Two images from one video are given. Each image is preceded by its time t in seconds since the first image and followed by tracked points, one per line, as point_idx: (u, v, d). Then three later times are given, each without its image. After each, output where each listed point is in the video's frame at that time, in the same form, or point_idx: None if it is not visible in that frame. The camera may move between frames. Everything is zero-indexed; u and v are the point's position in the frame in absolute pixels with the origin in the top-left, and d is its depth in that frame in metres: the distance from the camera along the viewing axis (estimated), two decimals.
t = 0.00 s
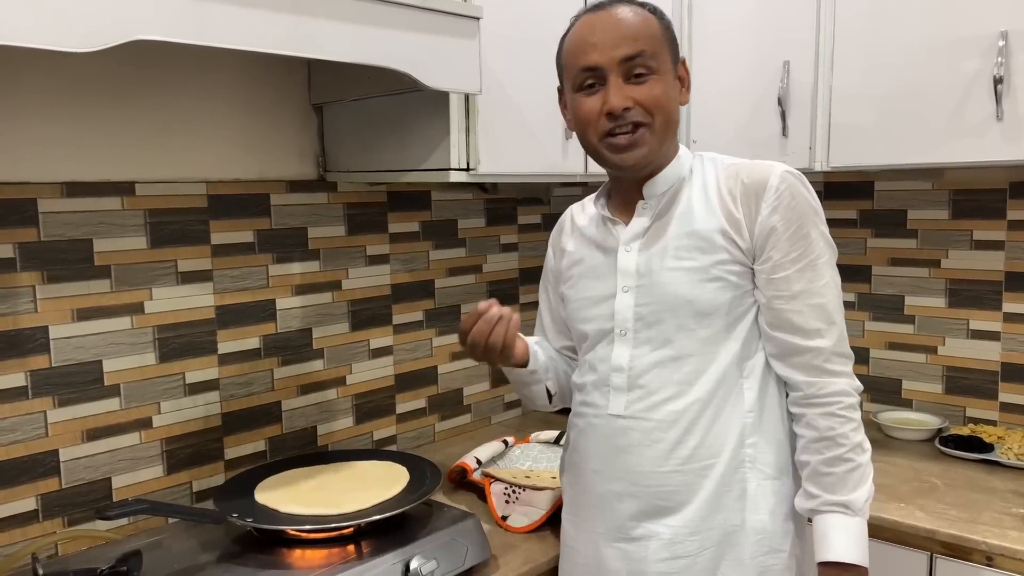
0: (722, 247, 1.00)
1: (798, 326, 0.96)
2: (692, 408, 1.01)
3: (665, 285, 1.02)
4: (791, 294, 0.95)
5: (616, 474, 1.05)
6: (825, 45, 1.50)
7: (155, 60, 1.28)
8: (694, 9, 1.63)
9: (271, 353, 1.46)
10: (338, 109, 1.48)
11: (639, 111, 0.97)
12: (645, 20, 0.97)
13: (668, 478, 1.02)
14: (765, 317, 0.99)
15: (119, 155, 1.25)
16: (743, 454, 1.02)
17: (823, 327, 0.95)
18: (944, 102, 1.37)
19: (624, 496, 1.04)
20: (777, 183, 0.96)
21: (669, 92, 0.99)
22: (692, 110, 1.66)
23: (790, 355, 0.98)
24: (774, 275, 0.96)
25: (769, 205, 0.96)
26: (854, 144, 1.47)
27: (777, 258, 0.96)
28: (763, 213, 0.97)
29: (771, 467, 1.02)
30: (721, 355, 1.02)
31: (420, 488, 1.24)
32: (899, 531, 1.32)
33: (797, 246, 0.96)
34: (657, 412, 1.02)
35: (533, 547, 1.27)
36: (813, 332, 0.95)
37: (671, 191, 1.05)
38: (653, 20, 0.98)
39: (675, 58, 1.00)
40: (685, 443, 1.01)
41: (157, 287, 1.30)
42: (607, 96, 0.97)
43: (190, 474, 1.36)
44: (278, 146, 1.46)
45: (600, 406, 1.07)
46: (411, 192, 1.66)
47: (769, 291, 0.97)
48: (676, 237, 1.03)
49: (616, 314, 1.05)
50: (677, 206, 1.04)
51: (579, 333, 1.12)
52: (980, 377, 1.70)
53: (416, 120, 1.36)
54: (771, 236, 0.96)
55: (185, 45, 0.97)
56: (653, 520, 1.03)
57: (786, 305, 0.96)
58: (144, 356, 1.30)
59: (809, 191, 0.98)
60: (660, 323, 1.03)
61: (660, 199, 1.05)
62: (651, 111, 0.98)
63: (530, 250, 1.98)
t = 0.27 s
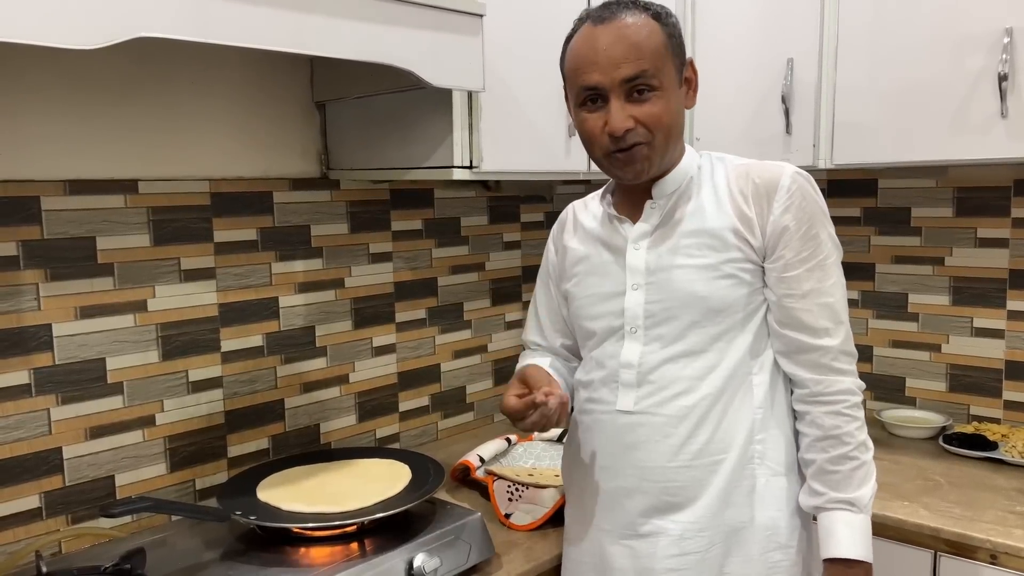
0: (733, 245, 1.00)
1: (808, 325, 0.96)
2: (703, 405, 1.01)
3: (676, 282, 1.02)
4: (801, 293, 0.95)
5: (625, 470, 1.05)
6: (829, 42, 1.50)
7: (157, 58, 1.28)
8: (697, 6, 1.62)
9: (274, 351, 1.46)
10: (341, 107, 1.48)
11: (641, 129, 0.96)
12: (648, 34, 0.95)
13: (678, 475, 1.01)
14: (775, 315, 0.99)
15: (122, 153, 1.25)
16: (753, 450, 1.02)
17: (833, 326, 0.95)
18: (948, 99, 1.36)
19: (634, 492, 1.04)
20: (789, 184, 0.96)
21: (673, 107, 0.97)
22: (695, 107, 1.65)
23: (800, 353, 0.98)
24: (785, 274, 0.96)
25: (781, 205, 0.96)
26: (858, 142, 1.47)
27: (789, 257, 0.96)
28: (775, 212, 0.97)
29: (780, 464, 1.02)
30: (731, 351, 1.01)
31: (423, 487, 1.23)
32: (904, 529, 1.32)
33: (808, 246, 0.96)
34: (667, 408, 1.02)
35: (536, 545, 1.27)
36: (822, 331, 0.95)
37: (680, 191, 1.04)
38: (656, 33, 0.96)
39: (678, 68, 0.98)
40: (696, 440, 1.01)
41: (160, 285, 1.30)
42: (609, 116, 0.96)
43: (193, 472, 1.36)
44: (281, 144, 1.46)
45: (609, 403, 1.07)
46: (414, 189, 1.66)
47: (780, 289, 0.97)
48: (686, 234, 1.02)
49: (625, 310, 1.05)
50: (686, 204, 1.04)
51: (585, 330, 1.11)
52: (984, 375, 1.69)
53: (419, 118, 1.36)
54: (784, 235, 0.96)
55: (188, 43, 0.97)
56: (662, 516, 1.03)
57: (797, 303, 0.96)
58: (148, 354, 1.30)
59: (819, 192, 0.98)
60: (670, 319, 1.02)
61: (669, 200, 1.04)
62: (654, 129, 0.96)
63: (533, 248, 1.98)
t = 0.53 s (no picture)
0: (737, 244, 1.00)
1: (815, 323, 0.96)
2: (706, 404, 1.01)
3: (679, 281, 1.01)
4: (808, 292, 0.95)
5: (629, 470, 1.05)
6: (831, 40, 1.49)
7: (160, 56, 1.28)
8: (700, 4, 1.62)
9: (276, 349, 1.46)
10: (343, 105, 1.48)
11: (639, 130, 0.96)
12: (643, 34, 0.95)
13: (683, 474, 1.01)
14: (779, 314, 0.99)
15: (125, 152, 1.25)
16: (756, 449, 1.02)
17: (838, 324, 0.96)
18: (951, 97, 1.36)
19: (638, 492, 1.04)
20: (791, 182, 0.96)
21: (670, 106, 0.97)
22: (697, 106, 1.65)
23: (805, 352, 0.98)
24: (790, 273, 0.96)
25: (784, 203, 0.96)
26: (861, 140, 1.47)
27: (794, 256, 0.96)
28: (778, 211, 0.97)
29: (783, 463, 1.02)
30: (735, 351, 1.01)
31: (425, 485, 1.23)
32: (906, 528, 1.32)
33: (812, 244, 0.96)
34: (670, 408, 1.02)
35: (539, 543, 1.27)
36: (828, 329, 0.96)
37: (681, 190, 1.04)
38: (650, 32, 0.95)
39: (674, 66, 0.98)
40: (699, 439, 1.01)
41: (162, 283, 1.30)
42: (607, 118, 0.96)
43: (196, 470, 1.36)
44: (283, 142, 1.46)
45: (612, 403, 1.07)
46: (416, 188, 1.66)
47: (785, 288, 0.97)
48: (689, 234, 1.02)
49: (628, 310, 1.04)
50: (688, 203, 1.03)
51: (588, 330, 1.11)
52: (987, 373, 1.69)
53: (421, 116, 1.36)
54: (788, 234, 0.96)
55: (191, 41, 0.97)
56: (667, 516, 1.02)
57: (803, 302, 0.96)
58: (151, 351, 1.30)
59: (820, 189, 0.98)
60: (673, 319, 1.02)
61: (670, 199, 1.04)
62: (652, 129, 0.96)
63: (535, 246, 1.98)
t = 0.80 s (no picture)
0: (735, 244, 0.99)
1: (813, 324, 0.95)
2: (704, 404, 1.00)
3: (678, 281, 1.01)
4: (806, 292, 0.95)
5: (626, 470, 1.04)
6: (833, 38, 1.49)
7: (162, 54, 1.28)
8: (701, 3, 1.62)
9: (277, 348, 1.46)
10: (344, 104, 1.47)
11: (633, 125, 0.96)
12: (642, 28, 0.94)
13: (679, 474, 1.01)
14: (778, 314, 0.99)
15: (127, 150, 1.25)
16: (754, 450, 1.01)
17: (836, 325, 0.95)
18: (954, 95, 1.35)
19: (634, 492, 1.04)
20: (791, 182, 0.96)
21: (666, 102, 0.96)
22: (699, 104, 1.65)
23: (803, 352, 0.97)
24: (789, 273, 0.96)
25: (783, 204, 0.96)
26: (863, 138, 1.46)
27: (792, 256, 0.96)
28: (777, 211, 0.96)
29: (781, 463, 1.01)
30: (733, 351, 1.01)
31: (425, 484, 1.23)
32: (908, 527, 1.32)
33: (811, 244, 0.96)
34: (668, 407, 1.01)
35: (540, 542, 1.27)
36: (826, 329, 0.95)
37: (680, 188, 1.03)
38: (650, 27, 0.95)
39: (674, 62, 0.97)
40: (696, 439, 1.01)
41: (163, 282, 1.30)
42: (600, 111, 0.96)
43: (197, 468, 1.36)
44: (284, 141, 1.46)
45: (610, 402, 1.06)
46: (417, 186, 1.66)
47: (783, 288, 0.97)
48: (687, 233, 1.02)
49: (626, 310, 1.04)
50: (687, 203, 1.03)
51: (586, 329, 1.11)
52: (989, 372, 1.69)
53: (422, 114, 1.35)
54: (786, 234, 0.96)
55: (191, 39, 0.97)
56: (663, 515, 1.02)
57: (801, 302, 0.95)
58: (151, 350, 1.30)
59: (821, 189, 0.98)
60: (671, 318, 1.02)
61: (669, 198, 1.04)
62: (646, 125, 0.96)
63: (536, 245, 1.97)
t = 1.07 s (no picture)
0: (728, 245, 0.99)
1: (804, 326, 0.95)
2: (696, 404, 1.00)
3: (671, 281, 1.01)
4: (797, 294, 0.95)
5: (618, 469, 1.04)
6: (834, 38, 1.49)
7: (163, 54, 1.28)
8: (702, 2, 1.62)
9: (277, 348, 1.46)
10: (345, 103, 1.47)
11: (654, 119, 0.95)
12: (685, 27, 0.94)
13: (672, 474, 1.01)
14: (770, 315, 0.99)
15: (128, 149, 1.25)
16: (747, 451, 1.01)
17: (827, 328, 0.95)
18: (955, 94, 1.35)
19: (627, 492, 1.04)
20: (783, 183, 0.96)
21: (690, 106, 0.97)
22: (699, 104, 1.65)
23: (795, 353, 0.97)
24: (781, 275, 0.96)
25: (776, 205, 0.96)
26: (864, 138, 1.46)
27: (783, 258, 0.96)
28: (770, 213, 0.96)
29: (774, 464, 1.01)
30: (725, 352, 1.01)
31: (425, 484, 1.23)
32: (908, 527, 1.32)
33: (801, 246, 0.95)
34: (660, 407, 1.01)
35: (539, 542, 1.27)
36: (817, 332, 0.95)
37: (675, 189, 1.03)
38: (693, 28, 0.95)
39: (705, 70, 0.98)
40: (689, 439, 1.01)
41: (163, 281, 1.30)
42: (627, 96, 0.95)
43: (197, 468, 1.36)
44: (284, 140, 1.46)
45: (603, 402, 1.06)
46: (417, 186, 1.66)
47: (775, 290, 0.97)
48: (680, 233, 1.02)
49: (619, 309, 1.04)
50: (683, 204, 1.03)
51: (579, 328, 1.11)
52: (990, 372, 1.69)
53: (422, 114, 1.35)
54: (778, 236, 0.96)
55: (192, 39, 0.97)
56: (655, 515, 1.02)
57: (792, 305, 0.95)
58: (152, 350, 1.30)
59: (814, 192, 0.98)
60: (664, 318, 1.02)
61: (664, 198, 1.03)
62: (665, 122, 0.96)
63: (537, 244, 1.97)
